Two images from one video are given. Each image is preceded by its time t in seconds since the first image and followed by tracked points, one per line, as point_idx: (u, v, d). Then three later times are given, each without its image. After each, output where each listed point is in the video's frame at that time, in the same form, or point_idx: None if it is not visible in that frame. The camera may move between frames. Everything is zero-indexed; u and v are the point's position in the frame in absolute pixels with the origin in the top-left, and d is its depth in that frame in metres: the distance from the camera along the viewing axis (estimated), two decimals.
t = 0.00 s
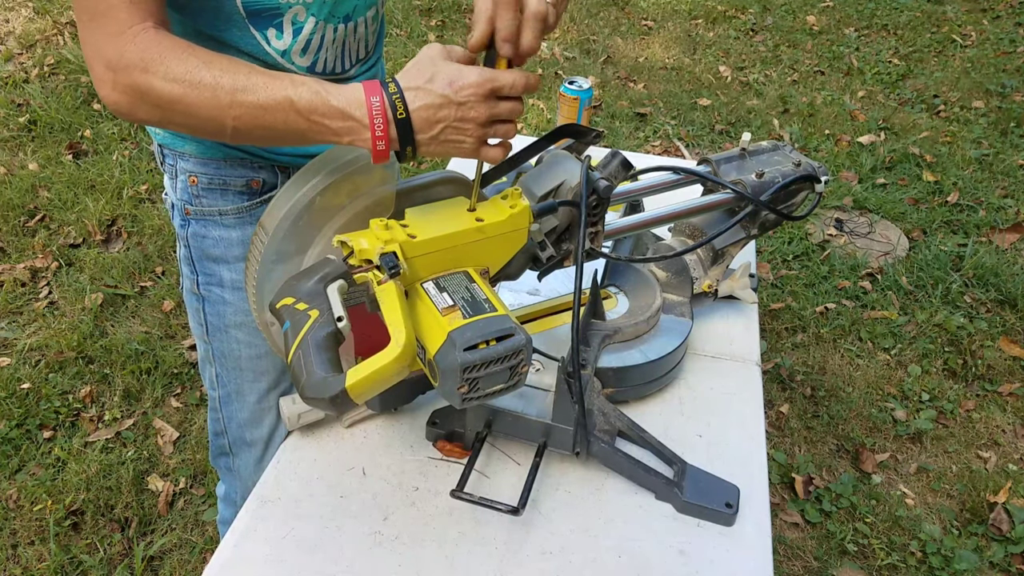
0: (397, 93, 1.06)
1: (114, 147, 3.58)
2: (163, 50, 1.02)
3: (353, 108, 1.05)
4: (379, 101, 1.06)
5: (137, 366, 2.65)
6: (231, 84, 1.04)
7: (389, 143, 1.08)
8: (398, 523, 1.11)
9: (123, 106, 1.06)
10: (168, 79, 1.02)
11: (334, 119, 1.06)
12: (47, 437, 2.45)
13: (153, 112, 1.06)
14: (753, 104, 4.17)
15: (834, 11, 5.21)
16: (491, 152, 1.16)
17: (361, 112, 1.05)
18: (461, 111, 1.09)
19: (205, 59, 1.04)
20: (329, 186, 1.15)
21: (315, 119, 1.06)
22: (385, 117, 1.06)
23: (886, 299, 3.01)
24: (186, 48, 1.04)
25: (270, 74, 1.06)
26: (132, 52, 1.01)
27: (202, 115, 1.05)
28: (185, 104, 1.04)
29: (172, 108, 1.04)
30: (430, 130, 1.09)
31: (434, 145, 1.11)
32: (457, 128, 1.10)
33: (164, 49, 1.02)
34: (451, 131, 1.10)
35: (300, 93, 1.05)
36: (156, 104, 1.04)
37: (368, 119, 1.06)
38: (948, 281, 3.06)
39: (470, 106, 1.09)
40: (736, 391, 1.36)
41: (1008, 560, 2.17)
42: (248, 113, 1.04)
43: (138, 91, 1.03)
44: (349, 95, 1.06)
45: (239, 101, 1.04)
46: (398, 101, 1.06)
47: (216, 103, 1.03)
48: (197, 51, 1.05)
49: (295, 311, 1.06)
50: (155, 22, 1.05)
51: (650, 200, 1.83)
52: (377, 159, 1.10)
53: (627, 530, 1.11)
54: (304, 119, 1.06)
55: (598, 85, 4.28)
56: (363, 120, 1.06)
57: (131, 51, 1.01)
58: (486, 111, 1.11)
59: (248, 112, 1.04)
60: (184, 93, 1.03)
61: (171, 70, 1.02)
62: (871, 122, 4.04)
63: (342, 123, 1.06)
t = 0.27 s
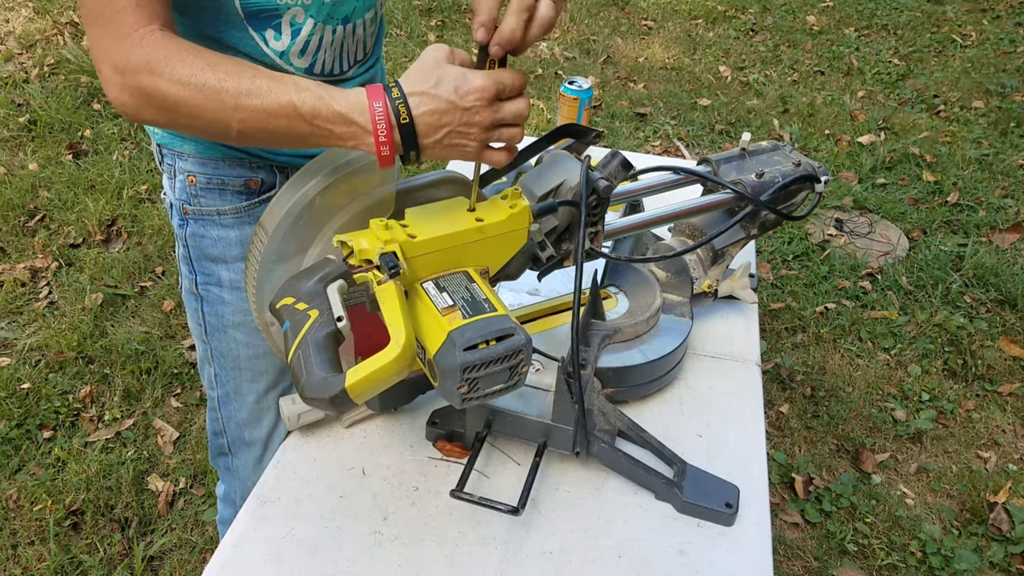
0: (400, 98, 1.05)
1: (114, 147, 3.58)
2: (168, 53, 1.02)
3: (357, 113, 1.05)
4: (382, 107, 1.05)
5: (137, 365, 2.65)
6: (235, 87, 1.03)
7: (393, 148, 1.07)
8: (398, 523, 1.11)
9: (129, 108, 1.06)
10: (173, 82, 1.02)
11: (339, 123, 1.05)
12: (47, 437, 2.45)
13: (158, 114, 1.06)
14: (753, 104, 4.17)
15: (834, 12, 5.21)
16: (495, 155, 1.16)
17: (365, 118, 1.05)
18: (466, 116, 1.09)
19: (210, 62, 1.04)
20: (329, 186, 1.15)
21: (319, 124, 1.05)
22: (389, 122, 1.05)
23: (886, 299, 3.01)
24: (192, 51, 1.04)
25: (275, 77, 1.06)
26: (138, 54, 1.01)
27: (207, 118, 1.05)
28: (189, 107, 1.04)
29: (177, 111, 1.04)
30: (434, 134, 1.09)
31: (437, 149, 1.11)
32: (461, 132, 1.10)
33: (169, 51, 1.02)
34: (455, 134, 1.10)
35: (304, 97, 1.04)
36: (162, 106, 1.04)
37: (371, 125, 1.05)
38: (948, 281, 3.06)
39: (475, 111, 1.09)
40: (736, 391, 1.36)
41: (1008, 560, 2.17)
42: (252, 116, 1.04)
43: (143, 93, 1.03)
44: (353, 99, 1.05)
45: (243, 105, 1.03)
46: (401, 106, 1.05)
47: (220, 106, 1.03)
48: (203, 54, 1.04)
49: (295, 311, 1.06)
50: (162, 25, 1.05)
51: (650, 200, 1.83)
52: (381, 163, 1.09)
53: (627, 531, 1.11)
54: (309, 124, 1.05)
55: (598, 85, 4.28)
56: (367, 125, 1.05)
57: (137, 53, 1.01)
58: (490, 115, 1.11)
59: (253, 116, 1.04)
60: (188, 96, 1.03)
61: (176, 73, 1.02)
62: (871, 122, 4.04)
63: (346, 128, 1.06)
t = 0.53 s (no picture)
0: (394, 92, 1.05)
1: (114, 147, 3.58)
2: (164, 53, 1.02)
3: (353, 108, 1.05)
4: (378, 102, 1.05)
5: (137, 366, 2.65)
6: (232, 86, 1.03)
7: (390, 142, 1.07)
8: (398, 523, 1.11)
9: (126, 108, 1.06)
10: (170, 82, 1.02)
11: (336, 119, 1.05)
12: (47, 437, 2.45)
13: (156, 114, 1.06)
14: (753, 104, 4.17)
15: (834, 12, 5.21)
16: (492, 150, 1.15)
17: (360, 113, 1.05)
18: (460, 109, 1.08)
19: (207, 61, 1.04)
20: (329, 186, 1.15)
21: (317, 120, 1.05)
22: (384, 117, 1.05)
23: (886, 299, 3.01)
24: (188, 50, 1.04)
25: (271, 75, 1.06)
26: (135, 54, 1.02)
27: (204, 117, 1.05)
28: (187, 107, 1.04)
29: (175, 111, 1.05)
30: (430, 129, 1.08)
31: (435, 145, 1.10)
32: (458, 126, 1.09)
33: (166, 51, 1.02)
34: (452, 129, 1.09)
35: (300, 93, 1.04)
36: (159, 106, 1.04)
37: (367, 120, 1.05)
38: (948, 281, 3.06)
39: (469, 104, 1.08)
40: (736, 391, 1.36)
41: (1008, 560, 2.17)
42: (249, 114, 1.04)
43: (141, 94, 1.04)
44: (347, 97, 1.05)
45: (239, 103, 1.03)
46: (395, 101, 1.05)
47: (217, 105, 1.03)
48: (199, 53, 1.05)
49: (295, 311, 1.06)
50: (158, 25, 1.05)
51: (650, 200, 1.83)
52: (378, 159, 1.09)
53: (627, 531, 1.11)
54: (306, 120, 1.05)
55: (598, 85, 4.27)
56: (363, 120, 1.05)
57: (133, 54, 1.01)
58: (484, 109, 1.09)
59: (249, 113, 1.04)
60: (185, 95, 1.03)
61: (173, 73, 1.02)
62: (871, 122, 4.04)
63: (343, 123, 1.06)
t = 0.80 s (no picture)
0: (382, 115, 1.04)
1: (114, 147, 3.58)
2: (159, 59, 1.02)
3: (341, 129, 1.04)
4: (365, 124, 1.03)
5: (136, 366, 2.65)
6: (223, 97, 1.03)
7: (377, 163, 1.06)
8: (398, 523, 1.11)
9: (120, 110, 1.07)
10: (163, 88, 1.02)
11: (324, 138, 1.05)
12: (47, 437, 2.45)
13: (149, 118, 1.07)
14: (753, 104, 4.17)
15: (834, 12, 5.21)
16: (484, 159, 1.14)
17: (348, 136, 1.04)
18: (448, 130, 1.06)
19: (201, 69, 1.04)
20: (329, 185, 1.15)
21: (306, 137, 1.05)
22: (371, 140, 1.04)
23: (886, 299, 3.01)
24: (183, 57, 1.04)
25: (263, 89, 1.05)
26: (130, 58, 1.02)
27: (196, 125, 1.05)
28: (179, 114, 1.04)
29: (167, 117, 1.05)
30: (418, 148, 1.07)
31: (424, 162, 1.09)
32: (446, 144, 1.08)
33: (161, 57, 1.02)
34: (440, 147, 1.08)
35: (290, 109, 1.04)
36: (152, 111, 1.05)
37: (354, 143, 1.04)
38: (948, 281, 3.06)
39: (457, 125, 1.06)
40: (736, 390, 1.36)
41: (1008, 560, 2.17)
42: (240, 126, 1.04)
43: (135, 98, 1.04)
44: (336, 118, 1.04)
45: (230, 116, 1.03)
46: (382, 124, 1.03)
47: (209, 115, 1.03)
48: (194, 61, 1.04)
49: (295, 311, 1.06)
50: (155, 29, 1.05)
51: (650, 200, 1.83)
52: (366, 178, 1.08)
53: (627, 531, 1.11)
54: (295, 136, 1.05)
55: (598, 85, 4.28)
56: (351, 142, 1.04)
57: (128, 59, 1.02)
58: (471, 127, 1.08)
59: (240, 125, 1.04)
60: (177, 102, 1.03)
61: (166, 79, 1.02)
62: (871, 122, 4.04)
63: (331, 142, 1.05)
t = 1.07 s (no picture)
0: (367, 81, 1.03)
1: (114, 147, 3.58)
2: (142, 46, 1.02)
3: (325, 95, 1.03)
4: (348, 88, 1.02)
5: (136, 366, 2.65)
6: (207, 75, 1.03)
7: (360, 129, 1.04)
8: (398, 523, 1.11)
9: (107, 100, 1.07)
10: (146, 73, 1.02)
11: (307, 106, 1.04)
12: (47, 437, 2.45)
13: (135, 107, 1.07)
14: (753, 104, 4.17)
15: (834, 12, 5.21)
16: (468, 146, 1.08)
17: (331, 100, 1.03)
18: (429, 99, 1.03)
19: (184, 53, 1.04)
20: (330, 186, 1.15)
21: (288, 107, 1.04)
22: (354, 104, 1.02)
23: (886, 299, 3.01)
24: (167, 43, 1.04)
25: (247, 65, 1.05)
26: (112, 47, 1.02)
27: (181, 108, 1.05)
28: (163, 97, 1.04)
29: (152, 102, 1.05)
30: (399, 118, 1.04)
31: (406, 137, 1.06)
32: (426, 118, 1.04)
33: (143, 44, 1.03)
34: (420, 121, 1.04)
35: (273, 81, 1.04)
36: (137, 97, 1.05)
37: (337, 106, 1.02)
38: (948, 281, 3.06)
39: (438, 93, 1.02)
40: (736, 390, 1.36)
41: (1008, 560, 2.17)
42: (224, 103, 1.04)
43: (119, 86, 1.04)
44: (319, 84, 1.04)
45: (213, 92, 1.03)
46: (366, 88, 1.02)
47: (193, 94, 1.03)
48: (178, 46, 1.05)
49: (295, 311, 1.06)
50: (140, 20, 1.05)
51: (650, 200, 1.83)
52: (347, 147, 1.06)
53: (627, 530, 1.11)
54: (278, 108, 1.04)
55: (598, 85, 4.27)
56: (334, 107, 1.03)
57: (111, 47, 1.02)
58: (453, 101, 1.03)
59: (224, 102, 1.04)
60: (161, 87, 1.03)
61: (149, 64, 1.02)
62: (871, 122, 4.04)
63: (313, 110, 1.04)
